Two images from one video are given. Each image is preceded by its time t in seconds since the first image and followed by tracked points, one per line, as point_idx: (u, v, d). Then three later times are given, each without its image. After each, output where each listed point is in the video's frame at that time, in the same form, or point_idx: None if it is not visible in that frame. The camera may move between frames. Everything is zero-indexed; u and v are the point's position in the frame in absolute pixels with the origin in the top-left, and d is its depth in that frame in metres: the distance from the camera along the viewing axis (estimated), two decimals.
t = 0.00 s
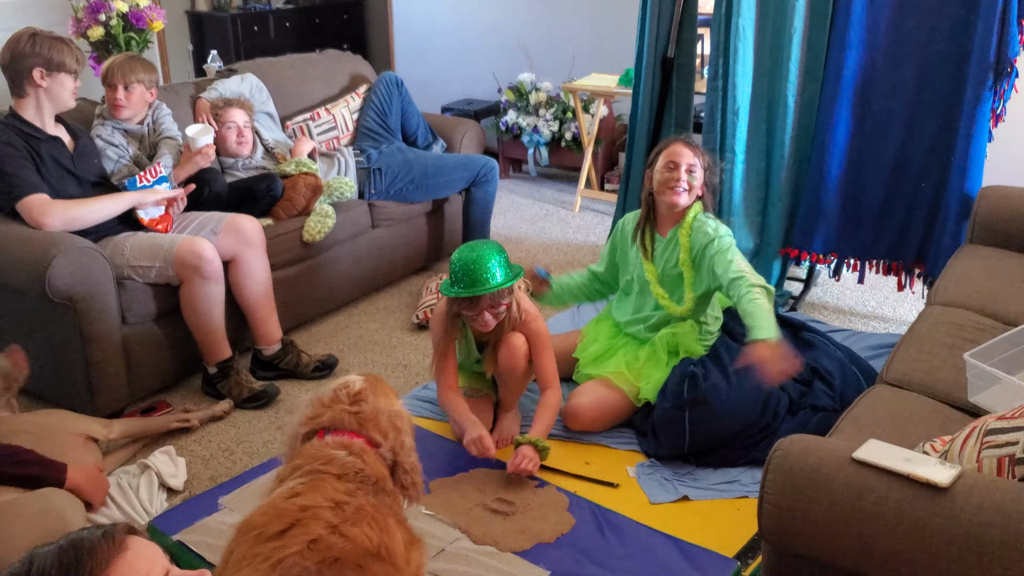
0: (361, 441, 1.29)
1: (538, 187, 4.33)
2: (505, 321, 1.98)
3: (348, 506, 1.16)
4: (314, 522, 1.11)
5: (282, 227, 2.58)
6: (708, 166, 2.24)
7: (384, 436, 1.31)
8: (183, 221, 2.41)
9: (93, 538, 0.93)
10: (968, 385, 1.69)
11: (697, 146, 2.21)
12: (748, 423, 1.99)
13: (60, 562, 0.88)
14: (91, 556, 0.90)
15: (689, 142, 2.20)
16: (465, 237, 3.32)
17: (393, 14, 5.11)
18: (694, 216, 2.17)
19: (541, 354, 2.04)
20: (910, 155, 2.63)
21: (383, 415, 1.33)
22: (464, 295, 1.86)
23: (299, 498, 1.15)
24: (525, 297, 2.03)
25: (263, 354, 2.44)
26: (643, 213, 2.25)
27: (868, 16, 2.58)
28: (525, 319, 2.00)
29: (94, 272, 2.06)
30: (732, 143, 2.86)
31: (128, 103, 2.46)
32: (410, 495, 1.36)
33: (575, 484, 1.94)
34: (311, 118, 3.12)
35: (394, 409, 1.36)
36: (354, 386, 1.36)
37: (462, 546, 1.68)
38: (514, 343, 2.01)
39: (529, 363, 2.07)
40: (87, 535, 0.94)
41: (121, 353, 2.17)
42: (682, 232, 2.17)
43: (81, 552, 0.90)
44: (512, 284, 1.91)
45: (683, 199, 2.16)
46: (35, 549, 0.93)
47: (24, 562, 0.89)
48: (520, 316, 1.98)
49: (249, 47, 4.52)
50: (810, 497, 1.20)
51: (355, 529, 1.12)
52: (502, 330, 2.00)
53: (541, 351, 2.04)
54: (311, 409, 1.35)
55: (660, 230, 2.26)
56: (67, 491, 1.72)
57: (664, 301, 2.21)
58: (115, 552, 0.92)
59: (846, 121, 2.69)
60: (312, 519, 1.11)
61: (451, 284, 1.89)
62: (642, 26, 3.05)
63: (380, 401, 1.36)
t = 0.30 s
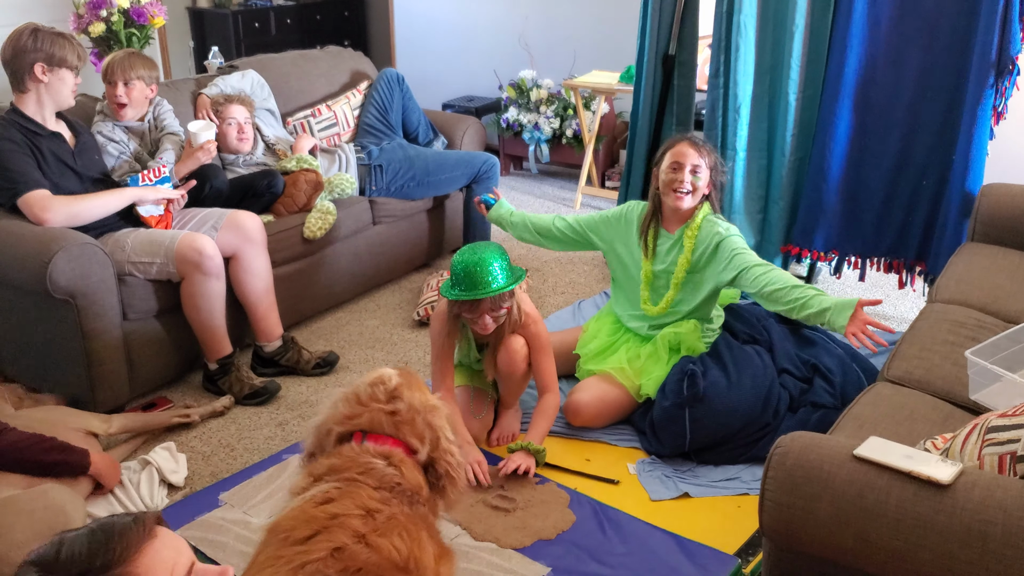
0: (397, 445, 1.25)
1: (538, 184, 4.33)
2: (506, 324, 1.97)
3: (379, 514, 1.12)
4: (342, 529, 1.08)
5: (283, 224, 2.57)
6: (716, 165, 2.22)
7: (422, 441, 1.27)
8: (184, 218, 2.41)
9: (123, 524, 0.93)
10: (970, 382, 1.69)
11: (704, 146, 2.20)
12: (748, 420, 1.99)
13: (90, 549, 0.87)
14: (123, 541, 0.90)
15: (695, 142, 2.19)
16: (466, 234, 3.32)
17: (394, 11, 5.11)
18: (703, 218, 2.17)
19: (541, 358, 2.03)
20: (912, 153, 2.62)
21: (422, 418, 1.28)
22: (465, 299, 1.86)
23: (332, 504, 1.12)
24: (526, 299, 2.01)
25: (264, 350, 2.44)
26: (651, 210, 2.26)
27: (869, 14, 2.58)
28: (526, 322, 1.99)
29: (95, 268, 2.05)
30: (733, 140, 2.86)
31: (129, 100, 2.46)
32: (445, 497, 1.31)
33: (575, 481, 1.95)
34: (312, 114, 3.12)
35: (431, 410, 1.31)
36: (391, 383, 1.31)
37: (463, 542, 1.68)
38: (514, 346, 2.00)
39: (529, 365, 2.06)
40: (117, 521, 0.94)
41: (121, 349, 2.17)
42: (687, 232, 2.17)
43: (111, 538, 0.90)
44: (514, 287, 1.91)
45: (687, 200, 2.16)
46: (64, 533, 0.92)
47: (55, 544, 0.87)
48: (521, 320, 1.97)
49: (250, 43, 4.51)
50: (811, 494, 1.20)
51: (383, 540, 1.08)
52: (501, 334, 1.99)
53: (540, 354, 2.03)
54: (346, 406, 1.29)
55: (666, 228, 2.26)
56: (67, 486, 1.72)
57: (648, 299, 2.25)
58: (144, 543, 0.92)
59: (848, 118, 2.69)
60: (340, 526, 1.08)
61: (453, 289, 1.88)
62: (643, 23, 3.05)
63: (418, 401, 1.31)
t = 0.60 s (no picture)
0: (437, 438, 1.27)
1: (538, 184, 4.33)
2: (506, 318, 1.98)
3: (410, 502, 1.12)
4: (369, 515, 1.08)
5: (283, 222, 2.58)
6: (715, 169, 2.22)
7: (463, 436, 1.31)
8: (184, 216, 2.41)
9: (162, 505, 0.95)
10: (968, 382, 1.70)
11: (702, 149, 2.20)
12: (746, 419, 2.00)
13: (125, 526, 0.90)
14: (159, 521, 0.92)
15: (693, 145, 2.19)
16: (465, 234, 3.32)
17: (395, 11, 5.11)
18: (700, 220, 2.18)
19: (541, 355, 2.04)
20: (910, 154, 2.63)
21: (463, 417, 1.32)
22: (465, 273, 1.88)
23: (366, 491, 1.13)
24: (526, 296, 2.04)
25: (264, 349, 2.45)
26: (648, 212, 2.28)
27: (868, 16, 2.59)
28: (527, 318, 2.01)
29: (95, 266, 2.06)
30: (732, 141, 2.87)
31: (130, 99, 2.47)
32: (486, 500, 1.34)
33: (574, 479, 1.95)
34: (312, 114, 3.12)
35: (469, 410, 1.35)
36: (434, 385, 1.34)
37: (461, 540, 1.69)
38: (517, 344, 2.01)
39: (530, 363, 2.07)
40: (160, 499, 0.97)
41: (121, 346, 2.17)
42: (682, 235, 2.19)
43: (147, 516, 0.92)
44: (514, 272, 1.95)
45: (683, 203, 2.17)
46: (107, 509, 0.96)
47: (97, 518, 0.92)
48: (521, 314, 1.98)
49: (250, 43, 4.52)
50: (808, 493, 1.21)
51: (409, 527, 1.08)
52: (502, 329, 2.00)
53: (541, 352, 2.04)
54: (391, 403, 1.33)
55: (664, 229, 2.28)
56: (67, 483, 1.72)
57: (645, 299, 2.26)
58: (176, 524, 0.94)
59: (846, 120, 2.70)
60: (367, 513, 1.08)
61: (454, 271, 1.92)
62: (643, 24, 3.05)
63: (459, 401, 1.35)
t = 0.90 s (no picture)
0: (473, 437, 1.31)
1: (537, 183, 4.34)
2: (508, 305, 2.00)
3: (448, 502, 1.15)
4: (408, 513, 1.11)
5: (282, 221, 2.57)
6: (710, 169, 2.21)
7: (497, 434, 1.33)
8: (184, 215, 2.40)
9: (198, 476, 0.81)
10: (966, 382, 1.70)
11: (696, 149, 2.20)
12: (745, 419, 2.00)
13: (164, 499, 0.77)
14: (203, 487, 0.80)
15: (687, 146, 2.19)
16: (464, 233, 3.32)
17: (394, 11, 5.11)
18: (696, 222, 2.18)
19: (542, 347, 2.05)
20: (909, 153, 2.63)
21: (497, 412, 1.34)
22: (469, 247, 1.92)
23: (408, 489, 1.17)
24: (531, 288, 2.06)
25: (262, 347, 2.45)
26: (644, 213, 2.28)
27: (868, 16, 2.59)
28: (529, 306, 2.02)
29: (94, 264, 2.05)
30: (731, 140, 2.86)
31: (129, 97, 2.47)
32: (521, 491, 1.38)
33: (572, 479, 1.95)
34: (311, 113, 3.11)
35: (505, 403, 1.37)
36: (465, 376, 1.37)
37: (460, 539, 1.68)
38: (517, 332, 2.01)
39: (530, 354, 2.07)
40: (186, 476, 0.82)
41: (120, 344, 2.17)
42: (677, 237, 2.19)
43: (187, 487, 0.79)
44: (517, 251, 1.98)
45: (678, 205, 2.17)
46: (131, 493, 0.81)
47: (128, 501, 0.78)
48: (523, 302, 2.00)
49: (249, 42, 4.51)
50: (807, 492, 1.21)
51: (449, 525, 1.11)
52: (507, 315, 2.01)
53: (541, 343, 2.05)
54: (427, 396, 1.36)
55: (660, 231, 2.28)
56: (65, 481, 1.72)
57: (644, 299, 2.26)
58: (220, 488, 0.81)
59: (845, 119, 2.70)
60: (407, 511, 1.11)
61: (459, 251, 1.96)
62: (642, 22, 3.05)
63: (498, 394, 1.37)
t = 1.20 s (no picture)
0: (528, 441, 1.26)
1: (536, 182, 4.34)
2: (514, 304, 2.00)
3: (500, 493, 1.13)
4: (461, 500, 1.09)
5: (280, 220, 2.58)
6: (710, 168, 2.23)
7: (552, 441, 1.28)
8: (183, 212, 2.40)
9: (248, 461, 0.86)
10: (963, 380, 1.70)
11: (699, 148, 2.21)
12: (742, 417, 2.00)
13: (231, 481, 0.81)
14: (259, 468, 0.85)
15: (688, 142, 2.20)
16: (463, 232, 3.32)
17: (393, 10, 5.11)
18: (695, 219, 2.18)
19: (548, 344, 2.07)
20: (907, 153, 2.64)
21: (553, 418, 1.31)
22: (478, 240, 1.92)
23: (462, 479, 1.15)
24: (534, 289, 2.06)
25: (260, 346, 2.45)
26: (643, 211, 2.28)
27: (866, 14, 2.59)
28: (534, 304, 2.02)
29: (92, 262, 2.06)
30: (729, 139, 2.86)
31: (128, 96, 2.47)
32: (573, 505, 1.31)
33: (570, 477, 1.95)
34: (309, 111, 3.11)
35: (561, 418, 1.34)
36: (524, 385, 1.34)
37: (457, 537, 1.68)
38: (520, 333, 2.02)
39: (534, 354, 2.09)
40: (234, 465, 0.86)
41: (117, 342, 2.17)
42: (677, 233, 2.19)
43: (245, 468, 0.84)
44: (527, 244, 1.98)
45: (679, 199, 2.17)
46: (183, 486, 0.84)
47: (185, 488, 0.82)
48: (529, 302, 2.00)
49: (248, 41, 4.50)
50: (803, 490, 1.21)
51: (501, 514, 1.09)
52: (513, 314, 2.01)
53: (547, 340, 2.06)
54: (487, 402, 1.33)
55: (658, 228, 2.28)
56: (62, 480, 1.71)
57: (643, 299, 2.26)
58: (274, 470, 0.87)
59: (844, 119, 2.70)
60: (460, 498, 1.09)
61: (468, 246, 1.96)
62: (640, 21, 3.05)
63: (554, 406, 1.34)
